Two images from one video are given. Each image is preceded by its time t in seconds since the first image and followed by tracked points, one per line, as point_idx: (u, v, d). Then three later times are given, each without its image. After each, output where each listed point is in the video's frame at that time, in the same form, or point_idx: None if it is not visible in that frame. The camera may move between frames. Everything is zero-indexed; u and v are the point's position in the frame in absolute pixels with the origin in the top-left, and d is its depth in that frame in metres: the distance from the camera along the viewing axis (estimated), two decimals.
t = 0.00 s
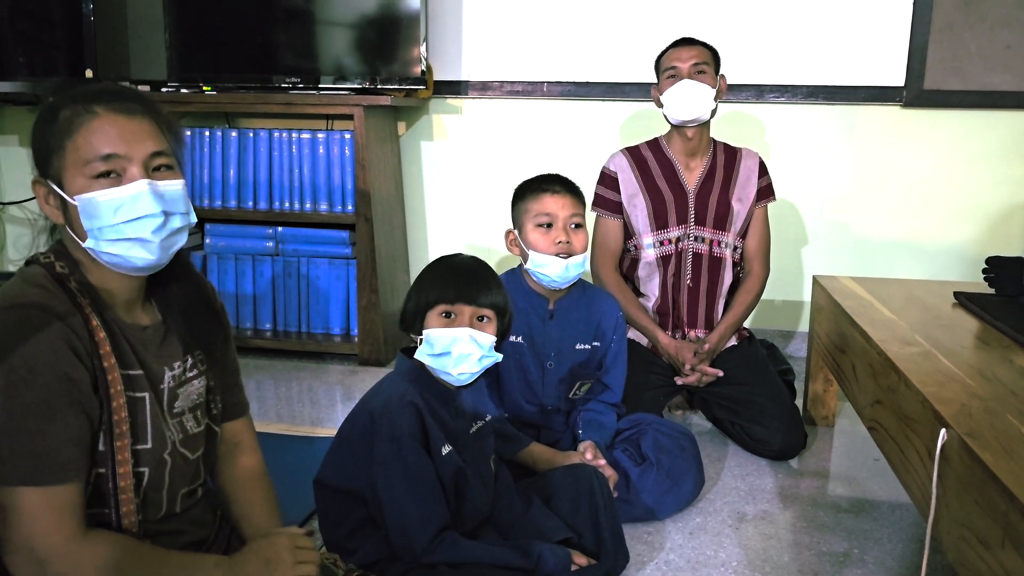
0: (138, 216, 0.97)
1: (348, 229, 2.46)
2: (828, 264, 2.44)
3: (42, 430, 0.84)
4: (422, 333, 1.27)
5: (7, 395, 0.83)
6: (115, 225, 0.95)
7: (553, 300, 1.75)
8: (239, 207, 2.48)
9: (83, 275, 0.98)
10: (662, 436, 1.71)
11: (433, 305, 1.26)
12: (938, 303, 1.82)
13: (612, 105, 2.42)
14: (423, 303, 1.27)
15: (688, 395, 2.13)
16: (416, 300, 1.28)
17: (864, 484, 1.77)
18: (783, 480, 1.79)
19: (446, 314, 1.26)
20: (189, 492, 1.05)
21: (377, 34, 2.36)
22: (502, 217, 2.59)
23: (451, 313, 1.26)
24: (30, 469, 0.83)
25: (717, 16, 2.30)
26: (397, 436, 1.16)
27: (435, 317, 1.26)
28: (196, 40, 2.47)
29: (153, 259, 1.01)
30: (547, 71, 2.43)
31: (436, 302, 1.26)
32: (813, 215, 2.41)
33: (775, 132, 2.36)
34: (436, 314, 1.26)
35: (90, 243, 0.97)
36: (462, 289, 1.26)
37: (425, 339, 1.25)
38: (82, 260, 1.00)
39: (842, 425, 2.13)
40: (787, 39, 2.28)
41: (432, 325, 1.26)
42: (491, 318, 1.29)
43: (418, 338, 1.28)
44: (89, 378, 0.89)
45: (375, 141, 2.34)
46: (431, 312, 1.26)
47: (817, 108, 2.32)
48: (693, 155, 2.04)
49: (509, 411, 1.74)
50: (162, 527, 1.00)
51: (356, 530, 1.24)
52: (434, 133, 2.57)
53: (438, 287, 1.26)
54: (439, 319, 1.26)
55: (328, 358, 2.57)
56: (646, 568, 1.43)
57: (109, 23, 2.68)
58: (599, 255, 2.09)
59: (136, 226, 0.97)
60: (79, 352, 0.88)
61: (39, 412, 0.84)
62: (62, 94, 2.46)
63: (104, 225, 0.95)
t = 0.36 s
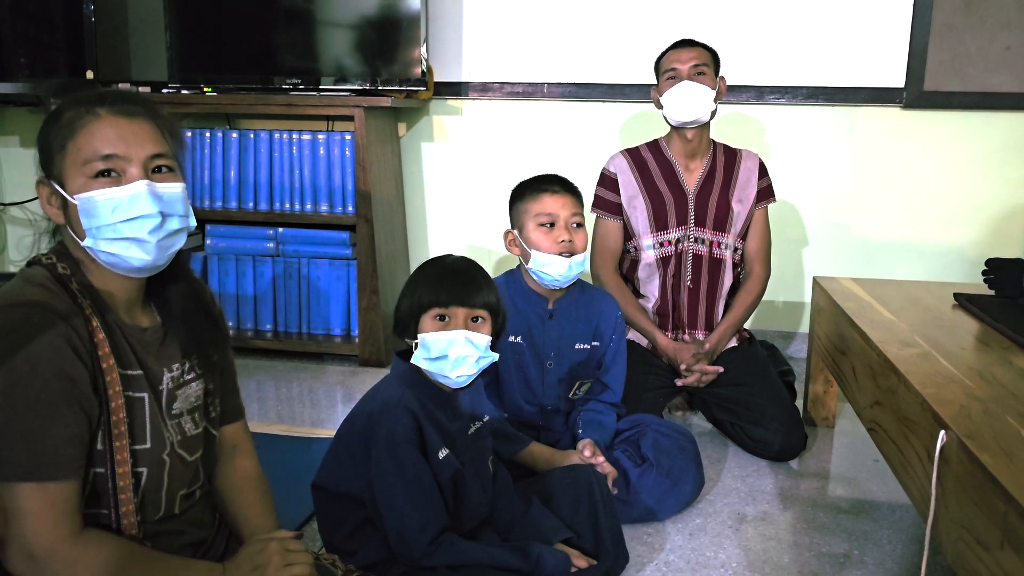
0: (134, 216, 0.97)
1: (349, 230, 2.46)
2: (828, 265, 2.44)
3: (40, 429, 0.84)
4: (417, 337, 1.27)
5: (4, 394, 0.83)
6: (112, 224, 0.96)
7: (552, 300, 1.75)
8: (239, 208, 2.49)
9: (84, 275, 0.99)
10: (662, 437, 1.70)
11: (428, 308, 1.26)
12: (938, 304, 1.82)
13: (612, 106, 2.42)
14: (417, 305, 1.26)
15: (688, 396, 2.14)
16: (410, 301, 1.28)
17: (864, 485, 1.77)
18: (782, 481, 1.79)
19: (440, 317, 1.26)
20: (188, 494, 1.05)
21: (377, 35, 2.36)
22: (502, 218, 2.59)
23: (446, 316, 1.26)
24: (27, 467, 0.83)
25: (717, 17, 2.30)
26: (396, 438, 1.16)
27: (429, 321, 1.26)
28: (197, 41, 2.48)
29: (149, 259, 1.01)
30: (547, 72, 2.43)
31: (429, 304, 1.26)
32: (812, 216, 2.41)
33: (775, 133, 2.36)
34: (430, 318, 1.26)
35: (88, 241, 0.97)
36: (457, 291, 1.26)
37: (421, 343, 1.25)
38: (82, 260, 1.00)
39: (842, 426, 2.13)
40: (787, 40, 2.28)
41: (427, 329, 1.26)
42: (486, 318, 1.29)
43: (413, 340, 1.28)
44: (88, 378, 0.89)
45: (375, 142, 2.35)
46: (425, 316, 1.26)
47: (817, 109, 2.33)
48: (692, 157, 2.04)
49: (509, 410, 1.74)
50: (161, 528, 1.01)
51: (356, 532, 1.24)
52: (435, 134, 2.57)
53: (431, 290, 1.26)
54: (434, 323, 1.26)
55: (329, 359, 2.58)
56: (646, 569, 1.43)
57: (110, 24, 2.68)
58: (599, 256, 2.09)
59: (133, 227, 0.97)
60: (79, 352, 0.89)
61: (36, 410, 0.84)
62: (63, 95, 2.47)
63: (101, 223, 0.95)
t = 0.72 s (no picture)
0: (145, 215, 0.97)
1: (349, 229, 2.46)
2: (829, 264, 2.44)
3: (46, 422, 0.84)
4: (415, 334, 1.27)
5: (11, 387, 0.84)
6: (123, 223, 0.96)
7: (554, 298, 1.75)
8: (240, 206, 2.49)
9: (90, 270, 0.99)
10: (663, 435, 1.70)
11: (428, 307, 1.26)
12: (938, 302, 1.82)
13: (612, 105, 2.42)
14: (416, 304, 1.26)
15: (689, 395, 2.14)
16: (408, 299, 1.27)
17: (864, 483, 1.78)
18: (783, 479, 1.79)
19: (440, 316, 1.26)
20: (190, 492, 1.05)
21: (378, 33, 2.36)
22: (502, 217, 2.59)
23: (446, 316, 1.26)
24: (32, 460, 0.83)
25: (716, 16, 2.30)
26: (398, 437, 1.16)
27: (430, 319, 1.26)
28: (197, 40, 2.48)
29: (157, 259, 1.01)
30: (547, 70, 2.43)
31: (429, 303, 1.26)
32: (813, 215, 2.41)
33: (775, 132, 2.36)
34: (430, 316, 1.26)
35: (97, 239, 0.97)
36: (456, 289, 1.27)
37: (420, 342, 1.25)
38: (89, 256, 1.00)
39: (843, 425, 2.13)
40: (787, 39, 2.28)
41: (427, 327, 1.25)
42: (484, 318, 1.30)
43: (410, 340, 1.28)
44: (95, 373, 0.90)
45: (375, 141, 2.35)
46: (425, 314, 1.26)
47: (818, 108, 2.32)
48: (692, 155, 2.04)
49: (510, 409, 1.74)
50: (163, 525, 1.01)
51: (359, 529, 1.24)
52: (435, 133, 2.57)
53: (429, 289, 1.26)
54: (434, 321, 1.26)
55: (329, 357, 2.58)
56: (647, 567, 1.43)
57: (110, 23, 2.68)
58: (599, 255, 2.09)
59: (143, 226, 0.97)
60: (86, 348, 0.89)
61: (42, 404, 0.84)
62: (63, 93, 2.47)
63: (110, 222, 0.95)
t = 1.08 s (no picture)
0: (151, 219, 0.96)
1: (345, 226, 2.46)
2: (826, 260, 2.44)
3: (47, 414, 0.84)
4: (411, 330, 1.26)
5: (12, 380, 0.83)
6: (127, 225, 0.95)
7: (546, 287, 1.75)
8: (235, 203, 2.48)
9: (94, 266, 0.98)
10: (660, 431, 1.70)
11: (424, 304, 1.26)
12: (934, 298, 1.82)
13: (609, 101, 2.42)
14: (413, 301, 1.26)
15: (685, 391, 2.14)
16: (403, 296, 1.27)
17: (861, 479, 1.78)
18: (780, 475, 1.80)
19: (438, 312, 1.26)
20: (188, 488, 1.05)
21: (374, 30, 2.36)
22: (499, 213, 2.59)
23: (444, 311, 1.26)
24: (32, 451, 0.83)
25: (713, 12, 2.30)
26: (396, 433, 1.16)
27: (426, 315, 1.25)
28: (193, 36, 2.47)
29: (160, 261, 1.00)
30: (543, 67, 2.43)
31: (424, 300, 1.26)
32: (810, 211, 2.41)
33: (772, 128, 2.36)
34: (428, 312, 1.25)
35: (101, 238, 0.97)
36: (456, 287, 1.27)
37: (416, 337, 1.24)
38: (91, 252, 1.00)
39: (839, 421, 2.14)
40: (784, 36, 2.28)
41: (423, 323, 1.25)
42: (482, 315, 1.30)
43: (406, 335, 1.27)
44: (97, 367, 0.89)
45: (372, 137, 2.34)
46: (423, 309, 1.26)
47: (814, 104, 2.33)
48: (689, 151, 2.04)
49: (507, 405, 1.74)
50: (160, 520, 1.00)
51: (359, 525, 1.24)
52: (431, 129, 2.56)
53: (427, 286, 1.26)
54: (431, 317, 1.25)
55: (326, 354, 2.57)
56: (644, 563, 1.44)
57: (105, 19, 2.67)
58: (596, 252, 2.09)
59: (147, 229, 0.96)
60: (88, 341, 0.89)
61: (43, 396, 0.84)
62: (58, 90, 2.46)
63: (117, 224, 0.95)
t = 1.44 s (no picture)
0: (140, 211, 0.96)
1: (339, 221, 2.45)
2: (820, 255, 2.44)
3: (36, 409, 0.83)
4: (415, 325, 1.25)
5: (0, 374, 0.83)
6: (116, 216, 0.95)
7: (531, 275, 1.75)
8: (228, 198, 2.47)
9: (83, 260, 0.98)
10: (653, 425, 1.70)
11: (427, 297, 1.25)
12: (927, 293, 1.82)
13: (603, 96, 2.42)
14: (415, 298, 1.25)
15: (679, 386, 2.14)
16: (405, 293, 1.26)
17: (854, 474, 1.78)
18: (773, 470, 1.79)
19: (440, 306, 1.25)
20: (178, 483, 1.04)
21: (368, 25, 2.35)
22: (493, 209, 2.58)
23: (446, 305, 1.25)
24: (20, 446, 0.83)
25: (707, 7, 2.29)
26: (386, 426, 1.16)
27: (429, 310, 1.25)
28: (186, 31, 2.46)
29: (150, 253, 0.99)
30: (538, 62, 2.42)
31: (429, 295, 1.25)
32: (804, 206, 2.41)
33: (766, 123, 2.36)
34: (430, 307, 1.25)
35: (90, 230, 0.96)
36: (455, 280, 1.26)
37: (420, 332, 1.24)
38: (80, 245, 0.99)
39: (832, 415, 2.14)
40: (778, 31, 2.28)
41: (427, 318, 1.24)
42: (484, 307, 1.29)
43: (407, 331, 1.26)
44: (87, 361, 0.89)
45: (365, 132, 2.34)
46: (425, 304, 1.25)
47: (808, 99, 2.32)
48: (683, 146, 2.04)
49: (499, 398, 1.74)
50: (149, 515, 1.00)
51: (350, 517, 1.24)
52: (425, 124, 2.56)
53: (428, 282, 1.25)
54: (434, 312, 1.25)
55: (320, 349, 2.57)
56: (636, 558, 1.44)
57: (98, 14, 2.66)
58: (589, 246, 2.09)
59: (138, 220, 0.95)
60: (77, 335, 0.88)
61: (31, 390, 0.83)
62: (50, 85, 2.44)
63: (107, 216, 0.95)
